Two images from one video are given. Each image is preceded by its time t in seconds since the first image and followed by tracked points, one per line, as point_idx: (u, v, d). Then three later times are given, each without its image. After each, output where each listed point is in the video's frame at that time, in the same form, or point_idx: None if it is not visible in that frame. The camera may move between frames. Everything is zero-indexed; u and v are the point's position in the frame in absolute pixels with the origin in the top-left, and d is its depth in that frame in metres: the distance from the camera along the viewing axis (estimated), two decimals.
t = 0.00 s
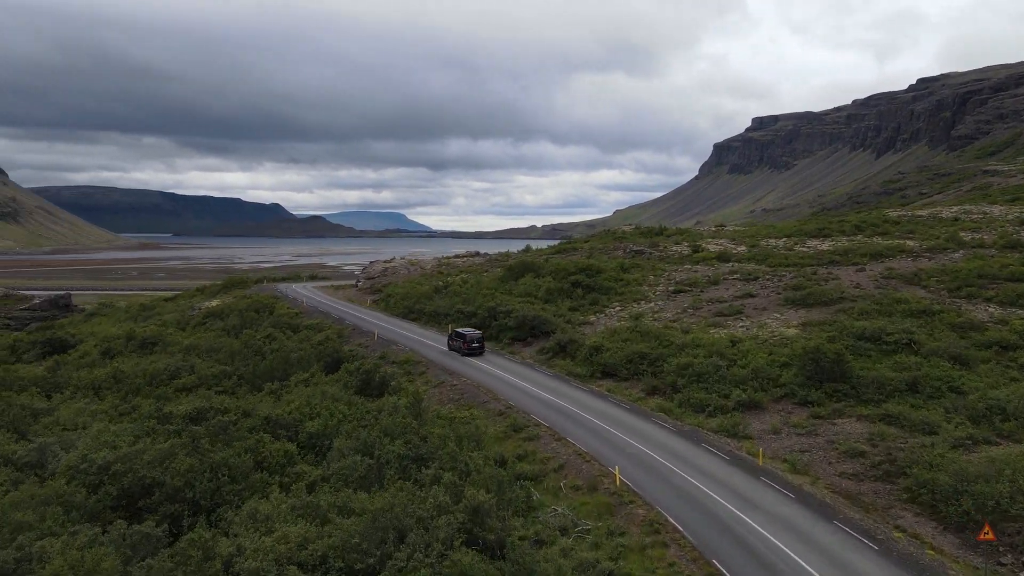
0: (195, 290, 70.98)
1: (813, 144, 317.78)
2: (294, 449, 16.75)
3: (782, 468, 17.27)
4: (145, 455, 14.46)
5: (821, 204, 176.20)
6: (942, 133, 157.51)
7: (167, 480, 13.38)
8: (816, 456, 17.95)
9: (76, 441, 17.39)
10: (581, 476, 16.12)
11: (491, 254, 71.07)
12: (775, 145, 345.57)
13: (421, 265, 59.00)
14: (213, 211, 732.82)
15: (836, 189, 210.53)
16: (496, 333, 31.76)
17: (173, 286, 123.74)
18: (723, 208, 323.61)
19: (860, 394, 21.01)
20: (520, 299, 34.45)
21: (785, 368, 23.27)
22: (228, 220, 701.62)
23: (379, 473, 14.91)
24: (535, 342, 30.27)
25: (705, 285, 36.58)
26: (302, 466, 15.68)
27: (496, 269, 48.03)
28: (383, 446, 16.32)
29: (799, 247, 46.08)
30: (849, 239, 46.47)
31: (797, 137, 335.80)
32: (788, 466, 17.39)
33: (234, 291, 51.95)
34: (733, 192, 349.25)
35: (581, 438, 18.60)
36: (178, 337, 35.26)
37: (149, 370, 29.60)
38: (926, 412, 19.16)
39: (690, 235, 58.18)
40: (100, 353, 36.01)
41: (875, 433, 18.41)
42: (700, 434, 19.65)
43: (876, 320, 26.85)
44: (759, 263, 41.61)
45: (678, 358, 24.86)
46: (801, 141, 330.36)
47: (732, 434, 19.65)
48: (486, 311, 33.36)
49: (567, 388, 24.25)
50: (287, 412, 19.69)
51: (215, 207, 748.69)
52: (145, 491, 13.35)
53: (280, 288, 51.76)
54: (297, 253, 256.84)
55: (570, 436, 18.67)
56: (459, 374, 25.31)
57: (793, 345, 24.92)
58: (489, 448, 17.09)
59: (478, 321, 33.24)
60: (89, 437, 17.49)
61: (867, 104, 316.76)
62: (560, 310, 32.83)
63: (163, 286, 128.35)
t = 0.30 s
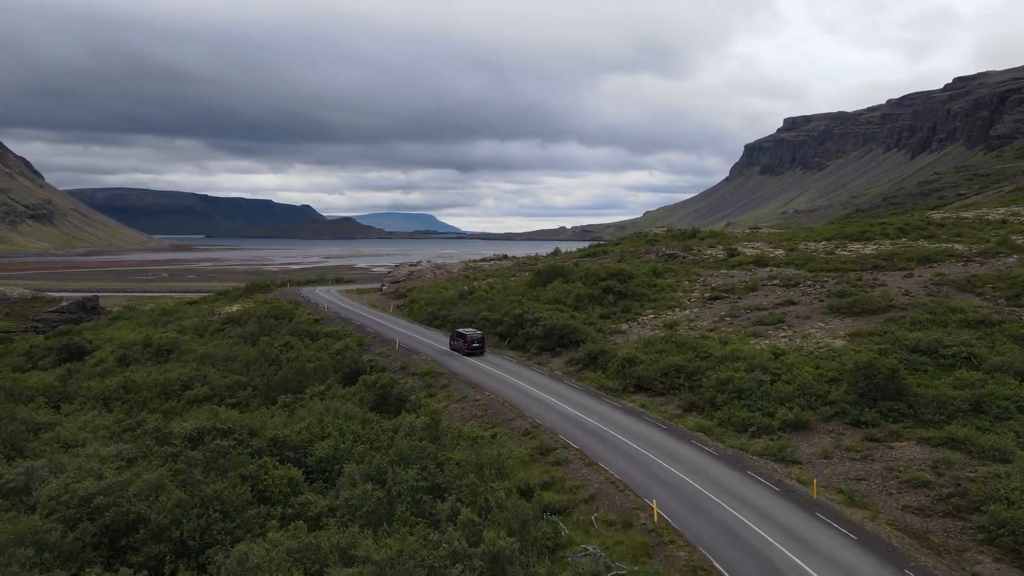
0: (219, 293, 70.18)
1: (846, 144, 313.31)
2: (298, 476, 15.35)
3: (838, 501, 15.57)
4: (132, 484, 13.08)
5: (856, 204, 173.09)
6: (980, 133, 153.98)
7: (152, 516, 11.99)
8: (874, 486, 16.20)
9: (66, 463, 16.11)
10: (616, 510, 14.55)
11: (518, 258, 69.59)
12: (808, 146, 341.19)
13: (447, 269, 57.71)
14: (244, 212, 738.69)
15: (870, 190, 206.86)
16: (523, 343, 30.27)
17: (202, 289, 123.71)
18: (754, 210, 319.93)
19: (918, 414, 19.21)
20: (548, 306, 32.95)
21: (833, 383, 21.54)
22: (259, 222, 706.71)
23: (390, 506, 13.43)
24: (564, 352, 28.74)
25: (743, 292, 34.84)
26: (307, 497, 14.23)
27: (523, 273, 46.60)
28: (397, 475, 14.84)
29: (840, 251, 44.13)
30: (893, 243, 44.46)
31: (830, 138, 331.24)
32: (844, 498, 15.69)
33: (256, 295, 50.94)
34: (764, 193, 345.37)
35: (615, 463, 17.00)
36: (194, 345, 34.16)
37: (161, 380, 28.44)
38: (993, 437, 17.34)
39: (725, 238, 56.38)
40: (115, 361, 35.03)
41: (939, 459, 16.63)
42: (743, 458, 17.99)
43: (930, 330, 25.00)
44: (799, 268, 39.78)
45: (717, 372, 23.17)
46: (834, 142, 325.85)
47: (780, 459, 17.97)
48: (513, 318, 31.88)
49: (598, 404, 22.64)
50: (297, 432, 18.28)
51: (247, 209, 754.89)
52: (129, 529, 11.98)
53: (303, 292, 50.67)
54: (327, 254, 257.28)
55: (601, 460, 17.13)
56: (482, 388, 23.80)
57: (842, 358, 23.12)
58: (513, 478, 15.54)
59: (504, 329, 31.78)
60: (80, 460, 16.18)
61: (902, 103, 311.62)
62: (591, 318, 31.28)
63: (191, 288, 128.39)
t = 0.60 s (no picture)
0: (242, 296, 69.35)
1: (878, 144, 308.62)
2: (300, 507, 13.92)
3: (901, 539, 13.88)
4: (110, 521, 11.69)
5: (888, 204, 169.83)
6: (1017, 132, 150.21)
7: (126, 562, 10.55)
8: (939, 521, 14.46)
9: (50, 490, 14.80)
10: (651, 551, 12.98)
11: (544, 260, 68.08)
12: (838, 146, 336.70)
13: (471, 272, 56.34)
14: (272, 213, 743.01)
15: (903, 189, 203.14)
16: (549, 353, 28.76)
17: (227, 291, 123.53)
18: (784, 210, 316.15)
19: (983, 437, 17.40)
20: (575, 312, 31.42)
21: (885, 401, 19.82)
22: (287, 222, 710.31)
23: (398, 547, 11.93)
24: (592, 362, 27.19)
25: (780, 298, 33.09)
26: (307, 534, 12.76)
27: (550, 276, 45.09)
28: (408, 509, 13.35)
29: (881, 254, 42.20)
30: (937, 246, 42.44)
31: (861, 137, 326.60)
32: (907, 536, 13.98)
33: (276, 299, 49.85)
34: (794, 193, 341.20)
35: (650, 493, 15.47)
36: (208, 353, 32.97)
37: (170, 390, 27.26)
38: None
39: (758, 240, 54.50)
40: (127, 369, 33.92)
41: (1012, 490, 14.83)
42: (791, 485, 16.33)
43: (989, 342, 23.13)
44: (839, 272, 37.95)
45: (758, 387, 21.49)
46: (865, 141, 321.13)
47: (831, 488, 16.26)
48: (538, 326, 30.39)
49: (629, 421, 21.09)
50: (304, 454, 16.88)
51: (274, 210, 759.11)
52: None
53: (323, 296, 49.49)
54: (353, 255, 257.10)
55: (634, 489, 15.59)
56: (505, 403, 22.34)
57: (894, 372, 21.34)
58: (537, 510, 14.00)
59: (529, 337, 30.28)
60: (65, 486, 14.86)
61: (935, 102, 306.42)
62: (620, 327, 29.70)
63: (216, 290, 128.33)
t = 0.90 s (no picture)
0: (263, 299, 68.38)
1: (907, 143, 304.08)
2: (296, 548, 12.45)
3: None
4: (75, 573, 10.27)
5: (919, 204, 166.56)
6: None
7: None
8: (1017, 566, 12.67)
9: (25, 525, 13.47)
10: None
11: (567, 263, 66.52)
12: (866, 145, 332.23)
13: (494, 275, 54.93)
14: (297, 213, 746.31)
15: (933, 189, 199.47)
16: (574, 365, 27.21)
17: (250, 292, 123.02)
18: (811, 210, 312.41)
19: None
20: (602, 321, 29.85)
21: (943, 423, 18.02)
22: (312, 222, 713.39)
23: None
24: (620, 375, 25.63)
25: (819, 305, 31.30)
26: (303, 571, 11.30)
27: (575, 281, 43.53)
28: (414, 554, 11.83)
29: (923, 257, 40.22)
30: (982, 249, 40.39)
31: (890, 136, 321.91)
32: None
33: (293, 303, 48.68)
34: (822, 193, 337.09)
35: (688, 532, 13.87)
36: (219, 361, 31.73)
37: (177, 403, 26.01)
38: None
39: (790, 243, 52.59)
40: (137, 379, 32.80)
41: None
42: (845, 521, 14.64)
43: None
44: (879, 278, 36.06)
45: (801, 405, 19.80)
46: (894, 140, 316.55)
47: (889, 525, 14.53)
48: (562, 335, 28.88)
49: (662, 443, 19.47)
50: (307, 483, 15.46)
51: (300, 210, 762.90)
52: None
53: (342, 301, 48.26)
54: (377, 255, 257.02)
55: (670, 527, 13.99)
56: (527, 421, 20.83)
57: (951, 390, 19.54)
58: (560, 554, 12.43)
59: (553, 347, 28.76)
60: (42, 521, 13.54)
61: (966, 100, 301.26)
62: (650, 337, 28.11)
63: (238, 291, 127.90)
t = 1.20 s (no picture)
0: (280, 302, 67.31)
1: (934, 142, 299.70)
2: None
3: None
4: None
5: (947, 204, 163.52)
6: None
7: None
8: None
9: None
10: None
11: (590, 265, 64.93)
12: (893, 144, 327.93)
13: (515, 279, 53.49)
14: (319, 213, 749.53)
15: (962, 189, 196.01)
16: (599, 378, 25.69)
17: (269, 294, 122.37)
18: (836, 211, 308.61)
19: None
20: (628, 329, 28.27)
21: (1009, 448, 16.16)
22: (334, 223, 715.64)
23: None
24: (648, 389, 24.07)
25: (858, 313, 29.53)
26: None
27: (598, 286, 41.99)
28: None
29: (964, 261, 38.34)
30: None
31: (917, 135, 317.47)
32: None
33: (309, 308, 47.47)
34: (847, 193, 333.05)
35: None
36: (227, 371, 30.46)
37: (179, 416, 24.72)
38: None
39: (822, 245, 50.77)
40: (144, 389, 31.62)
41: None
42: (909, 566, 12.90)
43: None
44: (920, 283, 34.24)
45: (847, 427, 18.11)
46: (921, 139, 312.07)
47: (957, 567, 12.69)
48: (586, 346, 27.36)
49: (697, 468, 17.86)
50: (306, 516, 14.00)
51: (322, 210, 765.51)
52: None
53: (359, 305, 46.99)
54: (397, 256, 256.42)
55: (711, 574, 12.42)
56: (551, 443, 19.31)
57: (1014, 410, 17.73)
58: None
59: (577, 358, 27.23)
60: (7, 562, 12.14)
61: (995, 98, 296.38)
62: (680, 348, 26.50)
63: (258, 293, 127.26)
